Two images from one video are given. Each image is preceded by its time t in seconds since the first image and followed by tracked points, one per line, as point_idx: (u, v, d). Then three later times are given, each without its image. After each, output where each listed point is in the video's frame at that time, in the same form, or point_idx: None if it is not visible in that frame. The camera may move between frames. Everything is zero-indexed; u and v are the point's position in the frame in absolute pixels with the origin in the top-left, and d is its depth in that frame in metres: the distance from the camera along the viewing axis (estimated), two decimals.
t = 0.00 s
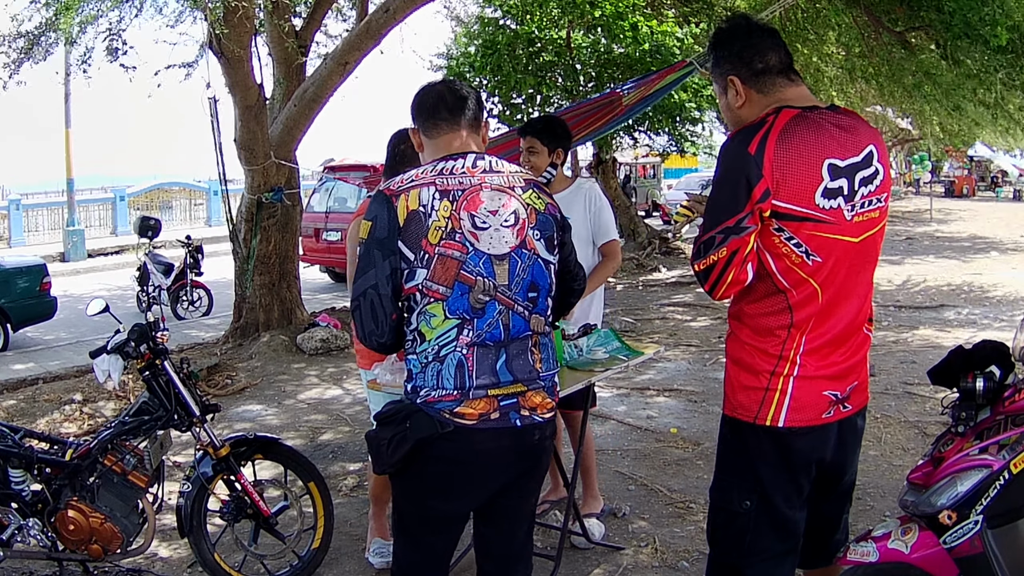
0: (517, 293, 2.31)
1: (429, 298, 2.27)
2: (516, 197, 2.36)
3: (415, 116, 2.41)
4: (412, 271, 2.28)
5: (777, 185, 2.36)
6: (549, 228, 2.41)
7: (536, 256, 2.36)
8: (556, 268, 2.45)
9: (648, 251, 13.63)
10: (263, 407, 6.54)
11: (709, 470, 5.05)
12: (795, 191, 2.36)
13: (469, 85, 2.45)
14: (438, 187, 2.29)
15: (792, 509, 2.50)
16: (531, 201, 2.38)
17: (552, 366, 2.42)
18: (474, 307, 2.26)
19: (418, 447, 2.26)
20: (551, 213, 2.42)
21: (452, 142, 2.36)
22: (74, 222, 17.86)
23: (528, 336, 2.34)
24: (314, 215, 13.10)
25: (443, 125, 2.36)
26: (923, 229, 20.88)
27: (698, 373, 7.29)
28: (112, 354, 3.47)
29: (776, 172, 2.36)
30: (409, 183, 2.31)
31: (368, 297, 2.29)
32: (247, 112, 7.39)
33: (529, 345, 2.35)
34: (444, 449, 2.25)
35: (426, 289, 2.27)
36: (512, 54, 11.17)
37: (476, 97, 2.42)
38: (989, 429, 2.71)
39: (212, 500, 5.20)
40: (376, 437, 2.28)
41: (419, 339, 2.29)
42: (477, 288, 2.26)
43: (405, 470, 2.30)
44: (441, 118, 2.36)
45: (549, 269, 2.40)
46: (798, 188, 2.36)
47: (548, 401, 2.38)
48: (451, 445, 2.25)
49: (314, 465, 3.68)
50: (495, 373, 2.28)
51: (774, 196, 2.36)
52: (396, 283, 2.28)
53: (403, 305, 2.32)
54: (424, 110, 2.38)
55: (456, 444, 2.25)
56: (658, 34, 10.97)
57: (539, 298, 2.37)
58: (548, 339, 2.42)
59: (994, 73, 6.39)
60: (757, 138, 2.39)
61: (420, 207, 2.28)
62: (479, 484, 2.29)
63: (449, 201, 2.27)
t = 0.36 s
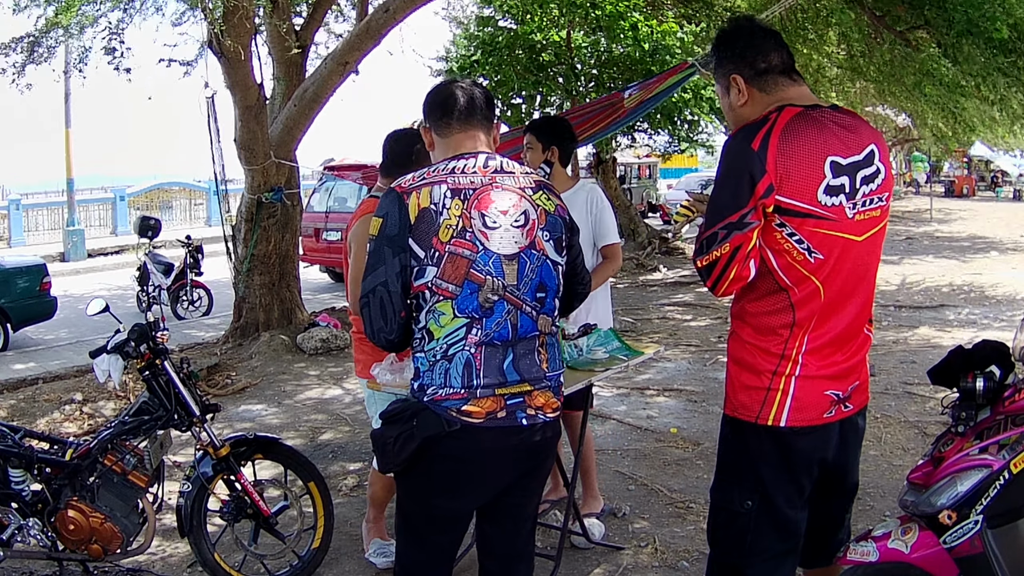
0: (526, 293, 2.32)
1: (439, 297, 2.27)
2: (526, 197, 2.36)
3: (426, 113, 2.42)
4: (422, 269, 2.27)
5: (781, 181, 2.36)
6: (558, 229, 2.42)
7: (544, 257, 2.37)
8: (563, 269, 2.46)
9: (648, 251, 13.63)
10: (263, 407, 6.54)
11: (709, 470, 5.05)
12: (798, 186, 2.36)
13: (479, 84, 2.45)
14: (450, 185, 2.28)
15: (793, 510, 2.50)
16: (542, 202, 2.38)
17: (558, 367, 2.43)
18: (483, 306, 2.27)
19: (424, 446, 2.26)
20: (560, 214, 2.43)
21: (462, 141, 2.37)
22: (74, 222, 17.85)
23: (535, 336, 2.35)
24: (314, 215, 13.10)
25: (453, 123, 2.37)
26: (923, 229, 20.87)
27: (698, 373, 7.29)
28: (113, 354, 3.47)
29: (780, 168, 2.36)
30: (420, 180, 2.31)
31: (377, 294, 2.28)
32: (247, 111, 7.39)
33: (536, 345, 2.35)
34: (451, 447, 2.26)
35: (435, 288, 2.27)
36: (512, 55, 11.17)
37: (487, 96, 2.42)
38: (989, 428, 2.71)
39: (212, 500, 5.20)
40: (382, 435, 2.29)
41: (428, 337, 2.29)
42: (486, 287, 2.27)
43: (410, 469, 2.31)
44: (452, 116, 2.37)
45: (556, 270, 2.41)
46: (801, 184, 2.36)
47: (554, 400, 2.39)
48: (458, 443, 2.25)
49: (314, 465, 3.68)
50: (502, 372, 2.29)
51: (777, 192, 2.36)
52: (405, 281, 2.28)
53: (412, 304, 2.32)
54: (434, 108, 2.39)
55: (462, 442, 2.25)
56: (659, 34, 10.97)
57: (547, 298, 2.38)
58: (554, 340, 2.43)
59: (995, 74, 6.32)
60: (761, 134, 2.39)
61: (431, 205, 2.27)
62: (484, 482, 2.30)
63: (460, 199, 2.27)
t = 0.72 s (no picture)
0: (531, 292, 2.32)
1: (445, 296, 2.27)
2: (532, 197, 2.36)
3: (430, 113, 2.42)
4: (429, 269, 2.27)
5: (785, 178, 2.36)
6: (563, 228, 2.42)
7: (550, 256, 2.37)
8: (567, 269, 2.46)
9: (648, 251, 13.63)
10: (263, 407, 6.54)
11: (709, 470, 5.05)
12: (803, 183, 2.36)
13: (482, 83, 2.45)
14: (456, 185, 2.28)
15: (793, 510, 2.50)
16: (547, 201, 2.39)
17: (562, 366, 2.44)
18: (490, 306, 2.27)
19: (428, 445, 2.26)
20: (564, 214, 2.43)
21: (467, 141, 2.37)
22: (74, 222, 17.86)
23: (540, 335, 2.35)
24: (314, 216, 13.10)
25: (458, 122, 2.37)
26: (923, 229, 20.89)
27: (698, 373, 7.29)
28: (113, 354, 3.47)
29: (784, 164, 2.36)
30: (427, 180, 2.31)
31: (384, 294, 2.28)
32: (247, 112, 7.39)
33: (541, 344, 2.36)
34: (455, 446, 2.26)
35: (442, 287, 2.27)
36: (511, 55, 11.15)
37: (491, 96, 2.43)
38: (989, 428, 2.71)
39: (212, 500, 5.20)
40: (386, 433, 2.27)
41: (434, 337, 2.29)
42: (493, 287, 2.27)
43: (413, 467, 2.30)
44: (456, 115, 2.37)
45: (561, 270, 2.41)
46: (805, 181, 2.36)
47: (558, 399, 2.39)
48: (462, 442, 2.25)
49: (314, 466, 3.68)
50: (508, 371, 2.29)
51: (781, 188, 2.36)
52: (411, 281, 2.28)
53: (418, 303, 2.31)
54: (439, 109, 2.38)
55: (467, 440, 2.25)
56: (658, 34, 11.06)
57: (551, 298, 2.38)
58: (559, 339, 2.43)
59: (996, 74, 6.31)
60: (764, 131, 2.39)
61: (438, 205, 2.27)
62: (488, 481, 2.29)
63: (467, 199, 2.27)
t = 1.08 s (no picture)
0: (533, 292, 2.32)
1: (448, 298, 2.27)
2: (533, 197, 2.36)
3: (427, 116, 2.42)
4: (431, 271, 2.27)
5: (784, 174, 2.36)
6: (563, 228, 2.41)
7: (551, 256, 2.37)
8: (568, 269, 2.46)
9: (648, 251, 13.64)
10: (263, 407, 6.54)
11: (709, 470, 5.05)
12: (802, 178, 2.36)
13: (480, 85, 2.46)
14: (456, 187, 2.28)
15: (794, 511, 2.50)
16: (547, 202, 2.38)
17: (564, 366, 2.44)
18: (493, 306, 2.27)
19: (430, 444, 2.27)
20: (564, 214, 2.43)
21: (466, 143, 2.37)
22: (74, 222, 17.85)
23: (542, 335, 2.35)
24: (314, 216, 13.09)
25: (456, 124, 2.37)
26: (923, 229, 20.90)
27: (698, 373, 7.29)
28: (112, 354, 3.47)
29: (782, 161, 2.36)
30: (427, 183, 2.30)
31: (386, 296, 2.28)
32: (247, 112, 7.39)
33: (543, 344, 2.36)
34: (457, 445, 2.26)
35: (445, 289, 2.27)
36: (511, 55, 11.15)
37: (489, 99, 2.43)
38: (989, 428, 2.70)
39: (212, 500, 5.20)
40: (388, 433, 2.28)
41: (437, 338, 2.29)
42: (496, 288, 2.27)
43: (415, 467, 2.31)
44: (454, 118, 2.37)
45: (562, 269, 2.41)
46: (804, 176, 2.37)
47: (560, 398, 2.38)
48: (464, 441, 2.25)
49: (314, 466, 3.68)
50: (510, 370, 2.29)
51: (780, 184, 2.36)
52: (414, 283, 2.28)
53: (421, 305, 2.31)
54: (436, 111, 2.38)
55: (469, 439, 2.25)
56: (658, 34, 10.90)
57: (552, 297, 2.38)
58: (560, 338, 2.43)
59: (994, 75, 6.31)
60: (761, 129, 2.40)
61: (439, 207, 2.27)
62: (489, 481, 2.29)
63: (468, 201, 2.27)
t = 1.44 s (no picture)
0: (531, 292, 2.32)
1: (446, 296, 2.27)
2: (532, 197, 2.35)
3: (427, 116, 2.42)
4: (430, 269, 2.27)
5: (784, 171, 2.36)
6: (563, 228, 2.41)
7: (550, 256, 2.36)
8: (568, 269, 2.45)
9: (648, 251, 13.64)
10: (262, 407, 6.54)
11: (709, 470, 5.05)
12: (802, 175, 2.37)
13: (480, 85, 2.46)
14: (456, 186, 2.29)
15: (801, 512, 2.50)
16: (547, 201, 2.38)
17: (563, 366, 2.43)
18: (491, 306, 2.27)
19: (430, 444, 2.27)
20: (564, 214, 2.42)
21: (465, 143, 2.37)
22: (74, 222, 17.86)
23: (540, 335, 2.35)
24: (314, 216, 13.09)
25: (456, 124, 2.37)
26: (923, 229, 20.91)
27: (698, 373, 7.29)
28: (112, 354, 3.47)
29: (782, 158, 2.37)
30: (427, 181, 2.31)
31: (385, 294, 2.28)
32: (247, 112, 7.39)
33: (542, 344, 2.35)
34: (457, 445, 2.26)
35: (443, 288, 2.27)
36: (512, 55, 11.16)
37: (489, 99, 2.43)
38: (989, 429, 2.69)
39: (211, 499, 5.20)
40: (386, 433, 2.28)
41: (435, 336, 2.29)
42: (494, 287, 2.27)
43: (416, 467, 2.31)
44: (454, 117, 2.37)
45: (561, 270, 2.41)
46: (804, 173, 2.37)
47: (558, 398, 2.38)
48: (463, 441, 2.25)
49: (314, 466, 3.69)
50: (508, 370, 2.29)
51: (781, 182, 2.36)
52: (412, 281, 2.28)
53: (419, 304, 2.31)
54: (437, 111, 2.39)
55: (469, 438, 2.25)
56: (658, 34, 11.04)
57: (551, 298, 2.38)
58: (559, 338, 2.43)
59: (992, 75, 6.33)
60: (761, 128, 2.41)
61: (438, 206, 2.27)
62: (489, 480, 2.29)
63: (467, 200, 2.28)
